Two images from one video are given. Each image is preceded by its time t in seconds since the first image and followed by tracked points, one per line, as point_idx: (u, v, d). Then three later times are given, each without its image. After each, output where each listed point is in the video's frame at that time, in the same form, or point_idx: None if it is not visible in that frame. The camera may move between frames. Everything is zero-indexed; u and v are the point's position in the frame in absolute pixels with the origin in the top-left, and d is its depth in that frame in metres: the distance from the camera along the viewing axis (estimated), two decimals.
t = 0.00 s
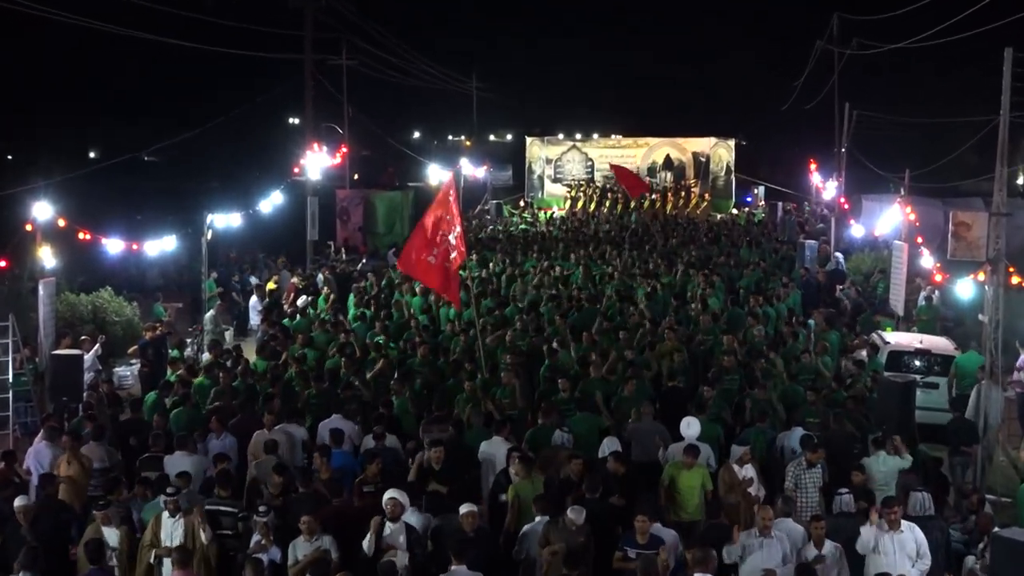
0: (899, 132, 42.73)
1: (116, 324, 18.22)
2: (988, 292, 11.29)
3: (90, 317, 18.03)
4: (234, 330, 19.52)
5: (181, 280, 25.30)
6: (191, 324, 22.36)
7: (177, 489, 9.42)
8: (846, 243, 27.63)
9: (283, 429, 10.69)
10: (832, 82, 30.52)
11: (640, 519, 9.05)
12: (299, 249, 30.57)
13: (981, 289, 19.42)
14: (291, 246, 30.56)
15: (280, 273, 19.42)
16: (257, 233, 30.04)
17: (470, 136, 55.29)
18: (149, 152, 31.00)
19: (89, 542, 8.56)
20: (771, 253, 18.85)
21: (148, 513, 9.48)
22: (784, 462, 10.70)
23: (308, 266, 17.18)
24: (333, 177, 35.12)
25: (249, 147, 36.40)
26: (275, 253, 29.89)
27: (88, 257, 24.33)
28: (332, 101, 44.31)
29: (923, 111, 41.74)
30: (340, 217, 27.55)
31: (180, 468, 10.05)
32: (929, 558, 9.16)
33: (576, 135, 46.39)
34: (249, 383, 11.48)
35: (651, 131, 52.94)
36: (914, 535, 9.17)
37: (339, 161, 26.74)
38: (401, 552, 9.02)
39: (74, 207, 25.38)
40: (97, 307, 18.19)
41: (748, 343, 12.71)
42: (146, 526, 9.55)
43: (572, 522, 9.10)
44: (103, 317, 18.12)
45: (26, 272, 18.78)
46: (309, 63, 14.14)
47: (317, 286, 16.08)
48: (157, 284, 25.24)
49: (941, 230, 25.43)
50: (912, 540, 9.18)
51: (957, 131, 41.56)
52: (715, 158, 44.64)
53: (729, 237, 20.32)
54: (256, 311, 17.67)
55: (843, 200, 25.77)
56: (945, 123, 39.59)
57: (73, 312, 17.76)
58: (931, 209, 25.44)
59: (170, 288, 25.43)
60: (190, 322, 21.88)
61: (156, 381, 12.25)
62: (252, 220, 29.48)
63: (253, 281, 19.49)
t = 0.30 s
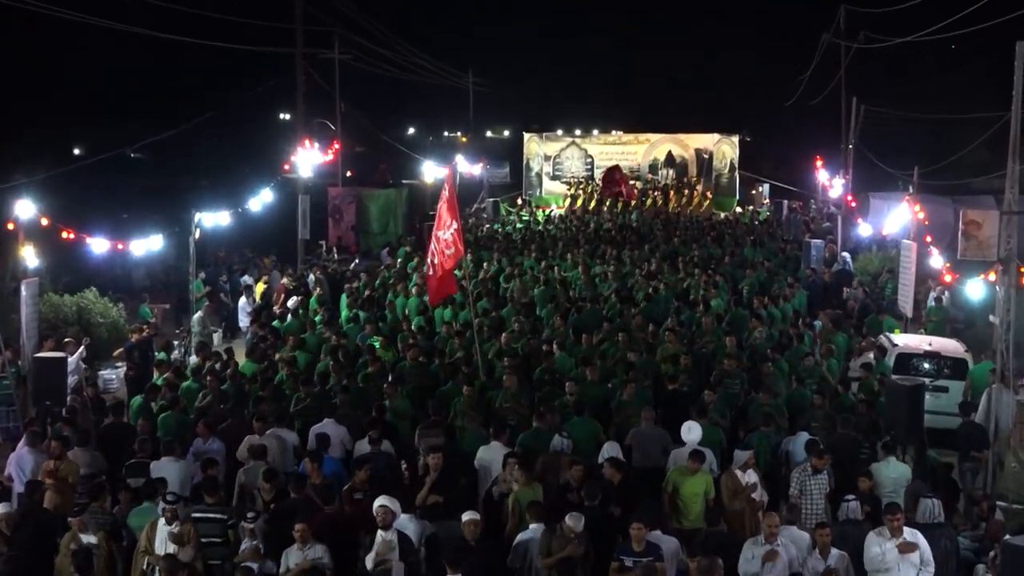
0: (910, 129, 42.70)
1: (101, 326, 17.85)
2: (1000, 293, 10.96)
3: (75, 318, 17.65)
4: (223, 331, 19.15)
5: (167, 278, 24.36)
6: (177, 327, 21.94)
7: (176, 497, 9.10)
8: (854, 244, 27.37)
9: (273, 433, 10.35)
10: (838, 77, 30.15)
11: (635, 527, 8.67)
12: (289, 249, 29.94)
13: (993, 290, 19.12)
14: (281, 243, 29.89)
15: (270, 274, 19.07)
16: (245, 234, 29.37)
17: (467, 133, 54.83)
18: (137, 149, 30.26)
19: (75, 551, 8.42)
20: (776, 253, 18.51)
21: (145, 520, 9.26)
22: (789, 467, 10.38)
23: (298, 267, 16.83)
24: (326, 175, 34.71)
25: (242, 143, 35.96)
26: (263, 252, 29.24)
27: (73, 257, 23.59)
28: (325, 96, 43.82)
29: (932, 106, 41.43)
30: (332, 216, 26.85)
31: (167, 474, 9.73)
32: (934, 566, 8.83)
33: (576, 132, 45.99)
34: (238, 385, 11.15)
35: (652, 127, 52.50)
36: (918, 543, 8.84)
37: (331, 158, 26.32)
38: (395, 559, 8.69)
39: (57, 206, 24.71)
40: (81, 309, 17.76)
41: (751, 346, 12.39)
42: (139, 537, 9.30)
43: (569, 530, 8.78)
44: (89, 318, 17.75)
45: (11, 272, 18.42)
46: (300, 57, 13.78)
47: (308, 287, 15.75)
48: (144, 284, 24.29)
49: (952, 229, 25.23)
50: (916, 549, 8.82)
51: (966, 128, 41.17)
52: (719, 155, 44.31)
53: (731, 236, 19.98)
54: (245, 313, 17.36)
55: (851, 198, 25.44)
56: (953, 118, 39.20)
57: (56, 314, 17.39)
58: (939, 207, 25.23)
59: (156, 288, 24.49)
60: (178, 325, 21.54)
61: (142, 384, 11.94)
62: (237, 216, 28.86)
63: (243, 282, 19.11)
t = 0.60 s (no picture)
0: (918, 125, 42.28)
1: (86, 328, 17.52)
2: (1011, 293, 10.61)
3: (59, 320, 17.33)
4: (212, 333, 18.87)
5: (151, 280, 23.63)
6: (163, 329, 21.65)
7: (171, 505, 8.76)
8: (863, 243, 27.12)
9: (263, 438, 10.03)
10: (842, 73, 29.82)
11: (634, 534, 8.36)
12: (279, 248, 29.46)
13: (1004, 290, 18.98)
14: (274, 242, 29.54)
15: (261, 275, 18.78)
16: (234, 231, 28.83)
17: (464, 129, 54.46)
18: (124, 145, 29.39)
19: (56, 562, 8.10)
20: (782, 253, 18.22)
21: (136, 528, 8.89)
22: (795, 473, 10.07)
23: (289, 267, 16.53)
24: (320, 171, 34.40)
25: (237, 140, 35.63)
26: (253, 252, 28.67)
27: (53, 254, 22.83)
28: (318, 92, 43.44)
29: (940, 100, 41.13)
30: (324, 214, 26.50)
31: (153, 481, 9.41)
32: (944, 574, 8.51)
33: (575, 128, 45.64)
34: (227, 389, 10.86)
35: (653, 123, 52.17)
36: (926, 550, 8.53)
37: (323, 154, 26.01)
38: (388, 567, 8.38)
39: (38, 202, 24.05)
40: (65, 310, 17.44)
41: (755, 349, 12.11)
42: (126, 545, 8.93)
43: (569, 538, 8.46)
44: (72, 319, 17.42)
45: None
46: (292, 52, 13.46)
47: (299, 287, 15.47)
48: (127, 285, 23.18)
49: (962, 227, 24.99)
50: (925, 556, 8.51)
51: (977, 124, 40.81)
52: (723, 152, 43.98)
53: (732, 235, 19.68)
54: (234, 314, 17.07)
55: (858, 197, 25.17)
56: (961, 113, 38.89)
57: (38, 315, 17.06)
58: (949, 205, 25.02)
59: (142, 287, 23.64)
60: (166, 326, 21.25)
61: (127, 389, 11.65)
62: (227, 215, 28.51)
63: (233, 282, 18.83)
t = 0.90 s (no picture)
0: (927, 120, 42.39)
1: (69, 330, 17.26)
2: None
3: (41, 322, 17.07)
4: (200, 335, 18.62)
5: (137, 279, 23.41)
6: (147, 331, 21.30)
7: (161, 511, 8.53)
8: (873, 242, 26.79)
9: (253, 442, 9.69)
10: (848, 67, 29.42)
11: (638, 544, 8.02)
12: (268, 247, 29.13)
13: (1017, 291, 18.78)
14: (264, 240, 29.22)
15: (250, 275, 18.49)
16: (222, 231, 28.57)
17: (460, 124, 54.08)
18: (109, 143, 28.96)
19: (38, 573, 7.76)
20: (788, 252, 17.92)
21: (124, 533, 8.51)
22: (801, 479, 9.74)
23: (279, 267, 16.23)
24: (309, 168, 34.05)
25: (231, 136, 35.30)
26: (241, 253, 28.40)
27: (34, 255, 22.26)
28: (309, 88, 43.01)
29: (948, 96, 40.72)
30: (316, 212, 26.27)
31: (138, 487, 9.06)
32: None
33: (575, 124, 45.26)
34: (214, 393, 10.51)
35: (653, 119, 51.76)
36: (938, 558, 8.21)
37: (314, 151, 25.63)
38: None
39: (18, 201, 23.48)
40: (48, 311, 17.16)
41: (759, 352, 11.82)
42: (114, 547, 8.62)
43: (569, 548, 8.09)
44: (54, 321, 17.15)
45: None
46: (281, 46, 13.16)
47: (290, 288, 15.17)
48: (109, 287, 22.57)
49: (974, 226, 24.73)
50: (938, 566, 8.17)
51: (987, 119, 40.41)
52: (727, 148, 43.55)
53: (733, 233, 19.37)
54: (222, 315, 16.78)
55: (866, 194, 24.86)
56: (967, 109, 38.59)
57: (18, 317, 16.75)
58: (960, 202, 24.74)
59: (125, 288, 23.18)
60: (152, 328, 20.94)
61: (110, 393, 11.39)
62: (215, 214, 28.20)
63: (221, 282, 18.51)
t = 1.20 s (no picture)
0: (936, 115, 42.11)
1: (53, 333, 17.00)
2: None
3: (24, 324, 16.76)
4: (188, 337, 18.38)
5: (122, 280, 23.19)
6: (135, 333, 21.00)
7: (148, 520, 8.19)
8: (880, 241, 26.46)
9: (242, 448, 9.38)
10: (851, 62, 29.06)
11: (642, 553, 7.72)
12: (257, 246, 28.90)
13: None
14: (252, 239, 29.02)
15: (238, 275, 18.18)
16: (210, 231, 28.37)
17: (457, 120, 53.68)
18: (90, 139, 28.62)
19: None
20: (794, 252, 17.61)
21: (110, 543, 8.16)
22: (807, 486, 9.43)
23: (270, 267, 15.96)
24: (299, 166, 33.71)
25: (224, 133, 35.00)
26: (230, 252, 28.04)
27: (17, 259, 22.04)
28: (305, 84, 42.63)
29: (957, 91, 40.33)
30: (307, 212, 25.93)
31: (124, 494, 8.72)
32: None
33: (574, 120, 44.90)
34: (202, 397, 10.22)
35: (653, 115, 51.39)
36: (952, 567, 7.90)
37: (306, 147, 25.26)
38: None
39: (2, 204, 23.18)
40: (31, 313, 16.86)
41: (763, 356, 11.55)
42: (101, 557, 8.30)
43: (567, 557, 7.75)
44: (37, 323, 16.85)
45: None
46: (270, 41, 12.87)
47: (280, 289, 14.89)
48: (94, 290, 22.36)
49: (987, 226, 24.47)
50: None
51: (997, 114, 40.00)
52: (730, 144, 43.23)
53: (733, 232, 19.09)
54: (211, 318, 16.51)
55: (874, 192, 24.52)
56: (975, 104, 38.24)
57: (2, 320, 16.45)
58: (973, 201, 24.45)
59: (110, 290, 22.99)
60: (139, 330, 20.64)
61: (94, 398, 11.11)
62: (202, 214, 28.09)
63: (210, 283, 18.25)
